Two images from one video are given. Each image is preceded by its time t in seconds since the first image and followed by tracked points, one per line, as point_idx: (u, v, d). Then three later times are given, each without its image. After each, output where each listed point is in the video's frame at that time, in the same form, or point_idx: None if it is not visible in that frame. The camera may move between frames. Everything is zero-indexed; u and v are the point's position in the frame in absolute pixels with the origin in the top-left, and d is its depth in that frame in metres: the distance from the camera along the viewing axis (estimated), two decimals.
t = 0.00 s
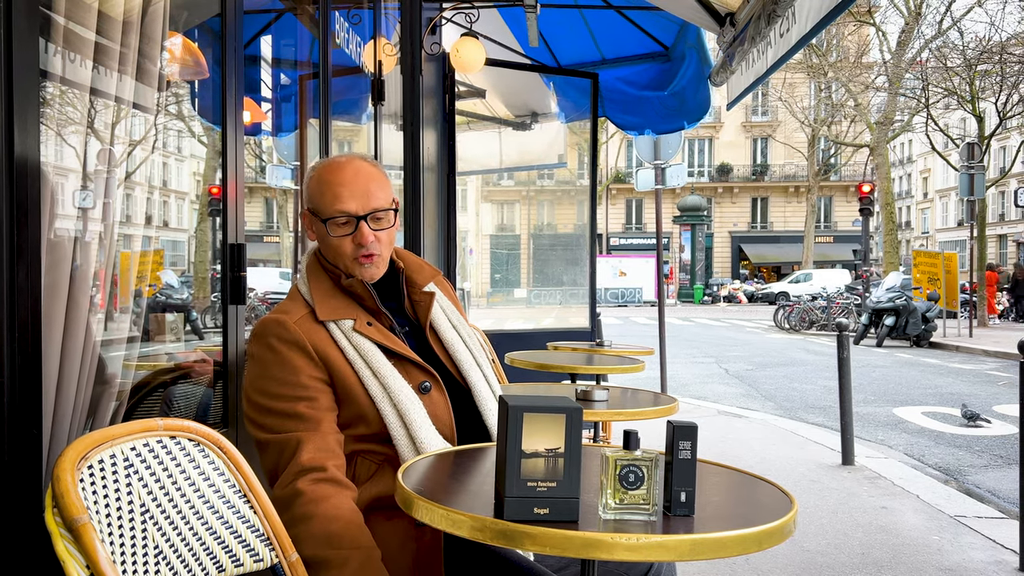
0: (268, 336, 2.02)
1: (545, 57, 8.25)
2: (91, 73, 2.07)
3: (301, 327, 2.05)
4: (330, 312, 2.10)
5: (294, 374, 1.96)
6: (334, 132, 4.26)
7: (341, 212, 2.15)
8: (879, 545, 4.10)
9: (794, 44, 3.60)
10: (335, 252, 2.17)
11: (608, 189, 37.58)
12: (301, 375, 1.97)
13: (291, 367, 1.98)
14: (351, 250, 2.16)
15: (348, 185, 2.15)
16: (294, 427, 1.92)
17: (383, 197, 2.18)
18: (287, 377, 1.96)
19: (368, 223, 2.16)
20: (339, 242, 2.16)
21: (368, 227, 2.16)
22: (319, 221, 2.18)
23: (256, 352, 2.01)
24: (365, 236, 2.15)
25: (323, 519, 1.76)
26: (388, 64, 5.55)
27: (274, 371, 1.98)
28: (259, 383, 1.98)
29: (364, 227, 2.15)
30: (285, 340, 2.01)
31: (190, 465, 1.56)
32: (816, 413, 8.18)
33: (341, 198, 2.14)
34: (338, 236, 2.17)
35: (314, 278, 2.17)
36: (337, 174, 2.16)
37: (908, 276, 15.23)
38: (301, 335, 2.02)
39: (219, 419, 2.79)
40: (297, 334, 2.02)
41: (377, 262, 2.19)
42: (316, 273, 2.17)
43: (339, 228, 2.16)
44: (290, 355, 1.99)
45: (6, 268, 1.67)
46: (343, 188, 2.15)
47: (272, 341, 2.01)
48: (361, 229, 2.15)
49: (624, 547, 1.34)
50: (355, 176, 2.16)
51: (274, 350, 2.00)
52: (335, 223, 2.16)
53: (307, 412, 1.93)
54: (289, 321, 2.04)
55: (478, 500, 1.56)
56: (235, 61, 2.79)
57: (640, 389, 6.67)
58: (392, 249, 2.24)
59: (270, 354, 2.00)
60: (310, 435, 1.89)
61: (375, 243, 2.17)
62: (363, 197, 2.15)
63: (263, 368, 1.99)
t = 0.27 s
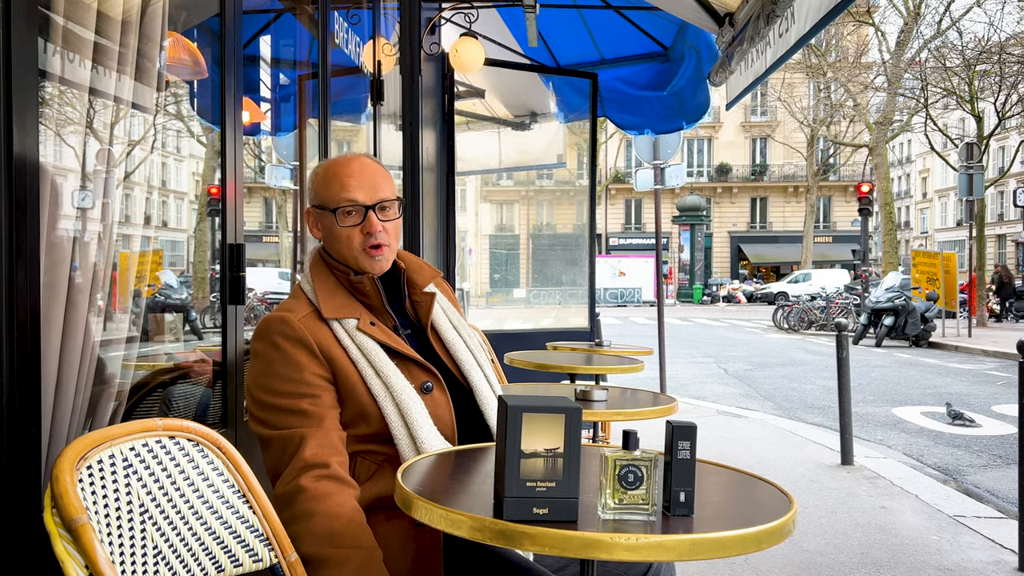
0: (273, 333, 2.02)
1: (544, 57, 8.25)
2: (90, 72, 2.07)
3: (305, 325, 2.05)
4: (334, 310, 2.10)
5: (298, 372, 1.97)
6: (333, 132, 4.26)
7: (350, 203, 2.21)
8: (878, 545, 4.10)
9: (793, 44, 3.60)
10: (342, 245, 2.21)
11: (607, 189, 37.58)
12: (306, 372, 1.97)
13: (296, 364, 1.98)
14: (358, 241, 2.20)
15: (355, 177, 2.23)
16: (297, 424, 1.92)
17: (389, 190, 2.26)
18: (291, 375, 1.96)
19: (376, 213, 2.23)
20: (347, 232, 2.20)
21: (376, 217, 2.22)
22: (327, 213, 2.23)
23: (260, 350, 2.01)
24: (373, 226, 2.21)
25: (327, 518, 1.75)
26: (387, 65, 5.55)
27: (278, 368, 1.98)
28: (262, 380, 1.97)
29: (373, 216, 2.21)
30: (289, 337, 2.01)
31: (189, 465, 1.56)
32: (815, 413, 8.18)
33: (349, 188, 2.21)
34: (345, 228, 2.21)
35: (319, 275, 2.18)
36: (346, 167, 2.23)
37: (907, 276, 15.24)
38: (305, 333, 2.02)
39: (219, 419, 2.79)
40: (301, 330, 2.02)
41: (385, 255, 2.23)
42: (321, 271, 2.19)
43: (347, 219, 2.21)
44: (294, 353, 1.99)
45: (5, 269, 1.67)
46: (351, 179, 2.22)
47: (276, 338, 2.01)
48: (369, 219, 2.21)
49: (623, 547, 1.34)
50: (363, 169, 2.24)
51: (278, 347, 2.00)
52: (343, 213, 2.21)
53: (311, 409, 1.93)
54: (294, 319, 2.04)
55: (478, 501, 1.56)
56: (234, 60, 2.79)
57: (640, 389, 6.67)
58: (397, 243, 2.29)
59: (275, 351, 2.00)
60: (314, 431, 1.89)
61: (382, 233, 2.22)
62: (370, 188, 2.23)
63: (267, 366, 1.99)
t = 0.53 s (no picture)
0: (273, 334, 2.01)
1: (544, 58, 8.25)
2: (89, 72, 2.07)
3: (305, 325, 2.05)
4: (335, 310, 2.10)
5: (298, 372, 1.97)
6: (332, 132, 4.26)
7: (350, 199, 2.21)
8: (877, 545, 4.11)
9: (792, 44, 3.60)
10: (343, 241, 2.21)
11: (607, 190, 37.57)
12: (305, 372, 1.97)
13: (295, 364, 1.98)
14: (358, 236, 2.20)
15: (356, 173, 2.23)
16: (296, 425, 1.91)
17: (390, 184, 2.26)
18: (290, 375, 1.96)
19: (377, 209, 2.23)
20: (347, 227, 2.20)
21: (376, 212, 2.22)
22: (328, 210, 2.23)
23: (260, 350, 2.00)
24: (374, 221, 2.21)
25: (321, 515, 1.75)
26: (386, 65, 5.55)
27: (278, 369, 1.97)
28: (262, 380, 1.97)
29: (373, 212, 2.21)
30: (290, 338, 2.01)
31: (188, 465, 1.56)
32: (815, 414, 8.18)
33: (350, 182, 2.21)
34: (346, 225, 2.22)
35: (320, 275, 2.18)
36: (346, 164, 2.24)
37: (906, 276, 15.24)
38: (305, 333, 2.02)
39: (218, 419, 2.79)
40: (302, 330, 2.02)
41: (386, 250, 2.23)
42: (321, 271, 2.19)
43: (348, 214, 2.21)
44: (294, 353, 1.99)
45: (4, 269, 1.67)
46: (351, 174, 2.22)
47: (276, 339, 2.01)
48: (369, 213, 2.21)
49: (622, 547, 1.34)
50: (363, 165, 2.24)
51: (278, 348, 2.00)
52: (344, 208, 2.21)
53: (310, 410, 1.93)
54: (294, 319, 2.04)
55: (477, 500, 1.56)
56: (233, 60, 2.79)
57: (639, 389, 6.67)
58: (398, 239, 2.29)
59: (274, 351, 2.00)
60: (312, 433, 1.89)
61: (383, 230, 2.22)
62: (371, 184, 2.23)
63: (267, 366, 1.98)
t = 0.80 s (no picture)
0: (270, 333, 2.01)
1: (543, 58, 8.25)
2: (89, 72, 2.07)
3: (303, 325, 2.05)
4: (334, 310, 2.10)
5: (294, 370, 1.96)
6: (332, 132, 4.26)
7: (352, 200, 2.21)
8: (877, 545, 4.11)
9: (791, 44, 3.61)
10: (343, 242, 2.21)
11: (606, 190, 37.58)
12: (301, 371, 1.96)
13: (291, 362, 1.97)
14: (359, 237, 2.20)
15: (357, 174, 2.23)
16: (290, 421, 1.89)
17: (392, 186, 2.26)
18: (286, 373, 1.95)
19: (378, 210, 2.22)
20: (347, 228, 2.20)
21: (378, 214, 2.22)
22: (329, 210, 2.23)
23: (258, 348, 2.00)
24: (375, 222, 2.20)
25: (297, 476, 1.72)
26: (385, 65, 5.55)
27: (274, 367, 1.97)
28: (258, 378, 1.96)
29: (375, 213, 2.21)
30: (288, 336, 2.01)
31: (187, 466, 1.56)
32: (814, 414, 8.19)
33: (351, 183, 2.21)
34: (346, 225, 2.21)
35: (320, 276, 2.18)
36: (348, 165, 2.23)
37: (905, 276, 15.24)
38: (303, 333, 2.02)
39: (217, 420, 2.79)
40: (300, 330, 2.02)
41: (386, 251, 2.23)
42: (321, 271, 2.19)
43: (349, 215, 2.21)
44: (291, 351, 1.99)
45: (3, 269, 1.67)
46: (353, 175, 2.22)
47: (274, 338, 2.00)
48: (370, 214, 2.21)
49: (621, 547, 1.34)
50: (365, 166, 2.24)
51: (274, 346, 1.99)
52: (345, 209, 2.21)
53: (305, 407, 1.92)
54: (292, 319, 2.04)
55: (477, 501, 1.56)
56: (233, 60, 2.78)
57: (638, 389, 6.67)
58: (399, 240, 2.29)
59: (271, 350, 1.99)
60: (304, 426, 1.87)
61: (384, 231, 2.22)
62: (373, 185, 2.23)
63: (263, 364, 1.98)
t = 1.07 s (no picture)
0: (270, 328, 2.00)
1: (543, 58, 8.25)
2: (87, 72, 2.06)
3: (303, 323, 2.05)
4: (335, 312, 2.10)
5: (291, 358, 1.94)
6: (331, 132, 4.26)
7: (359, 208, 2.19)
8: (876, 545, 4.11)
9: (791, 44, 3.61)
10: (347, 246, 2.21)
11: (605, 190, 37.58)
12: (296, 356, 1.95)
13: (289, 350, 1.96)
14: (363, 245, 2.20)
15: (367, 181, 2.20)
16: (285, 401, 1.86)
17: (401, 196, 2.23)
18: (284, 361, 1.94)
19: (384, 221, 2.21)
20: (352, 236, 2.20)
21: (383, 225, 2.20)
22: (335, 214, 2.22)
23: (258, 342, 1.99)
24: (378, 234, 2.19)
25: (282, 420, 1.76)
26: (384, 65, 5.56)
27: (271, 357, 1.95)
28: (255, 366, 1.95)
29: (380, 224, 2.20)
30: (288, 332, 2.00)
31: (187, 466, 1.56)
32: (813, 414, 8.19)
33: (359, 192, 2.19)
34: (351, 231, 2.21)
35: (322, 277, 2.18)
36: (357, 171, 2.21)
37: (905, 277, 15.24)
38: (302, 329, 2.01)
39: (216, 420, 2.79)
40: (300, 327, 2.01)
41: (389, 260, 2.23)
42: (325, 273, 2.19)
43: (354, 223, 2.20)
44: (290, 343, 1.97)
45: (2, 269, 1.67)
46: (362, 183, 2.20)
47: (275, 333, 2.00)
48: (375, 225, 2.20)
49: (620, 547, 1.34)
50: (375, 174, 2.21)
51: (274, 340, 1.98)
52: (350, 216, 2.20)
53: (300, 387, 1.89)
54: (292, 315, 2.03)
55: (476, 501, 1.56)
56: (233, 61, 2.78)
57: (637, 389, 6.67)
58: (405, 248, 2.27)
59: (271, 342, 1.98)
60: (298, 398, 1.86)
61: (388, 241, 2.21)
62: (381, 195, 2.20)
63: (262, 353, 1.96)
